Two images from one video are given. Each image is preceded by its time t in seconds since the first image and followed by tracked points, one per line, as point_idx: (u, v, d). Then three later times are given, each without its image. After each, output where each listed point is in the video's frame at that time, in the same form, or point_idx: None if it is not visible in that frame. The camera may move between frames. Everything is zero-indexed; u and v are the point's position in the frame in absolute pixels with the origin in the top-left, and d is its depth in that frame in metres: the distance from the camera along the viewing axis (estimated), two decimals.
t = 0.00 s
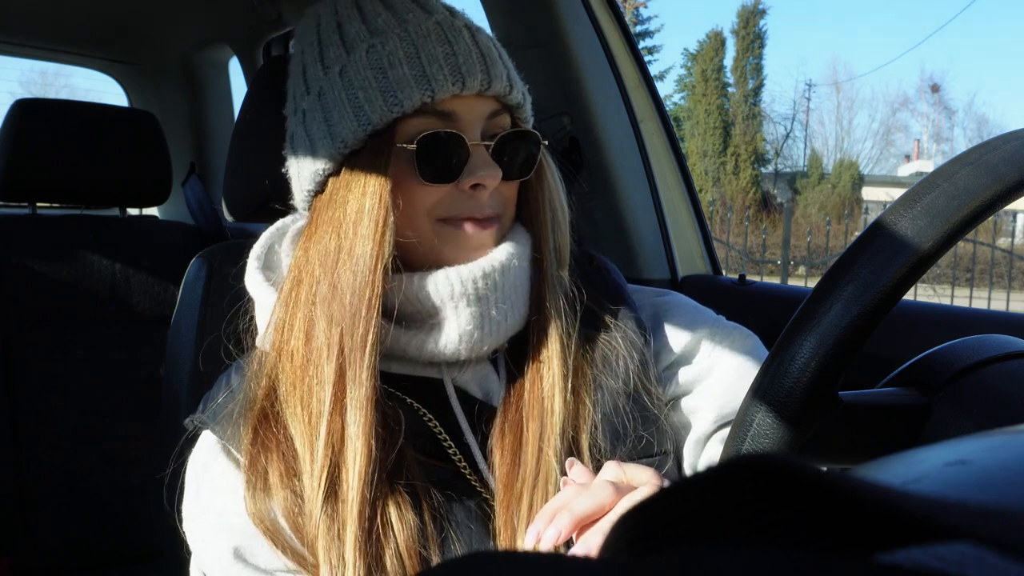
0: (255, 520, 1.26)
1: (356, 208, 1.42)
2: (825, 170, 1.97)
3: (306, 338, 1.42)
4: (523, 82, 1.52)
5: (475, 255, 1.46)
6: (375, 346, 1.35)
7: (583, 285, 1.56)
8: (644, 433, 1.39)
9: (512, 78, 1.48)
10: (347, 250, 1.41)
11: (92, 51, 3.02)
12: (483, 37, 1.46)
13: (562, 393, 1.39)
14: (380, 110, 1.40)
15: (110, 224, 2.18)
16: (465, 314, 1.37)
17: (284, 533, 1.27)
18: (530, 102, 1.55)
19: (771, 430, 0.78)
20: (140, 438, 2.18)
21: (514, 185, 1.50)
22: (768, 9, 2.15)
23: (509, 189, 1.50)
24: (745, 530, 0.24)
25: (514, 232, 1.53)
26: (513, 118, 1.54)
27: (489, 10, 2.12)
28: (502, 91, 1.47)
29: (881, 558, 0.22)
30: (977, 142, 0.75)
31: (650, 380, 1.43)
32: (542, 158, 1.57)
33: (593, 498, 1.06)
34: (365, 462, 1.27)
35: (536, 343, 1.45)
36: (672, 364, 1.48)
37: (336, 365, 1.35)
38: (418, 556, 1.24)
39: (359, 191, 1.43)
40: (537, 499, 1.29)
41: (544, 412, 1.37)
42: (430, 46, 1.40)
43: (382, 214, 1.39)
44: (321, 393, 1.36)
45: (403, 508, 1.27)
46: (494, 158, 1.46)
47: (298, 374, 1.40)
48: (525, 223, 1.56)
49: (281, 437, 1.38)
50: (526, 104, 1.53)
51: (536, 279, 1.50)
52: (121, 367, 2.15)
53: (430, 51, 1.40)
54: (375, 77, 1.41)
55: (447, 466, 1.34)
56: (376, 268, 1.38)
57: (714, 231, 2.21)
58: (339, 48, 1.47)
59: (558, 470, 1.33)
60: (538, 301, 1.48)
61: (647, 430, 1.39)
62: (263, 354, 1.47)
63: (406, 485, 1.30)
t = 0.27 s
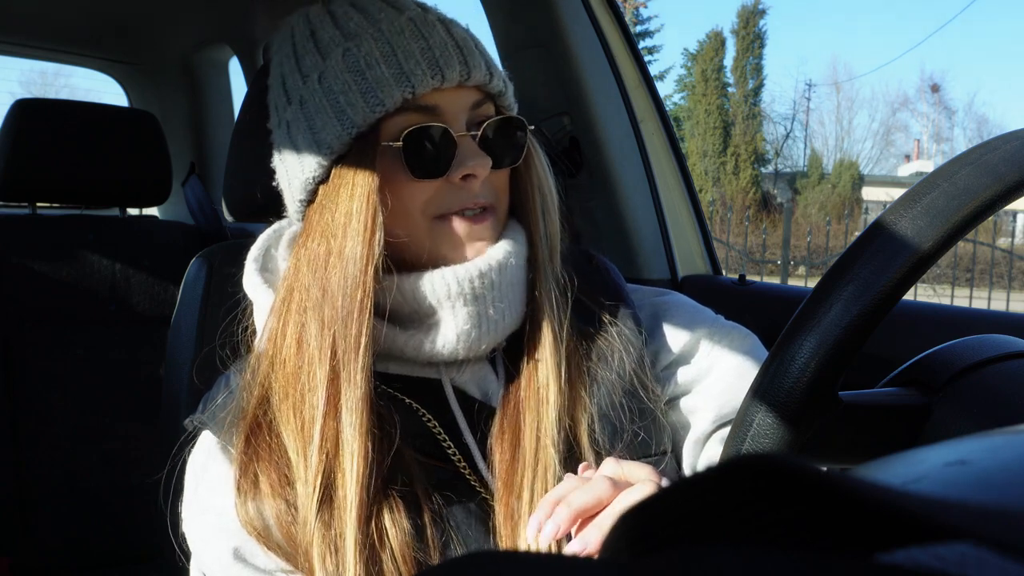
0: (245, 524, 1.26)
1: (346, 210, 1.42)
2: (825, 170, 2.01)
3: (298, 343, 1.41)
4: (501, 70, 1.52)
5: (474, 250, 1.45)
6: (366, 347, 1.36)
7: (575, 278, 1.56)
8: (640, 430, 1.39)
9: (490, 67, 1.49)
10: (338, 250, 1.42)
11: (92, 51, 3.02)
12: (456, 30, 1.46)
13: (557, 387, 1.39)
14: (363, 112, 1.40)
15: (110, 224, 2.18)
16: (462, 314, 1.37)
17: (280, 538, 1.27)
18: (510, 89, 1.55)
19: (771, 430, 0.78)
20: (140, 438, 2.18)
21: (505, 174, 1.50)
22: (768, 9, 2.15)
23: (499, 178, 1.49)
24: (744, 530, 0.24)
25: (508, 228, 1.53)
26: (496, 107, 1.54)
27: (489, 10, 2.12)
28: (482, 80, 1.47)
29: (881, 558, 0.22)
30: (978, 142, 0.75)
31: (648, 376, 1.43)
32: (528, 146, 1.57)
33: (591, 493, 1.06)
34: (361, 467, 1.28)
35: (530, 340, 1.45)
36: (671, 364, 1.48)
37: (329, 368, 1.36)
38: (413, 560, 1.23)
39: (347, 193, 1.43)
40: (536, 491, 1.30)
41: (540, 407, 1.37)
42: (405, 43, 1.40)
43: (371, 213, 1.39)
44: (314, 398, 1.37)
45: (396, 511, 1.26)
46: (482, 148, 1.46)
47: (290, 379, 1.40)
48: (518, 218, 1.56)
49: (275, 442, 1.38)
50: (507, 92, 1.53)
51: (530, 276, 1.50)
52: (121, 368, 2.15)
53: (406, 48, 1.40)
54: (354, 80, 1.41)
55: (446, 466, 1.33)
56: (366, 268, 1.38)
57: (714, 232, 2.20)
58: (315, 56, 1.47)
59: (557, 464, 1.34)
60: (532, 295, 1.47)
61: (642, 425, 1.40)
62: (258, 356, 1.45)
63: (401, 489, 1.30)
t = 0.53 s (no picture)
0: (243, 525, 1.27)
1: (339, 209, 1.42)
2: (825, 170, 2.04)
3: (294, 342, 1.41)
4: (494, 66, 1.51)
5: (473, 250, 1.45)
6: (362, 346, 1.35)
7: (573, 277, 1.56)
8: (639, 429, 1.39)
9: (483, 62, 1.48)
10: (332, 249, 1.42)
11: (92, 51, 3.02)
12: (448, 26, 1.46)
13: (556, 388, 1.39)
14: (355, 110, 1.40)
15: (110, 224, 2.17)
16: (460, 317, 1.37)
17: (279, 538, 1.27)
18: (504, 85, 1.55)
19: (771, 430, 0.78)
20: (140, 438, 2.18)
21: (502, 168, 1.51)
22: (768, 9, 2.15)
23: (495, 173, 1.50)
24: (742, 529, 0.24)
25: (506, 228, 1.53)
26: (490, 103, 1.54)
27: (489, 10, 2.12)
28: (475, 76, 1.46)
29: (881, 558, 0.22)
30: (978, 142, 0.75)
31: (647, 375, 1.42)
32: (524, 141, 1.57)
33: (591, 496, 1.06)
34: (359, 467, 1.28)
35: (528, 340, 1.45)
36: (670, 364, 1.47)
37: (325, 368, 1.36)
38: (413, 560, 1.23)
39: (341, 193, 1.42)
40: (535, 490, 1.29)
41: (539, 407, 1.37)
42: (396, 41, 1.40)
43: (364, 211, 1.40)
44: (310, 398, 1.36)
45: (396, 511, 1.27)
46: (477, 143, 1.45)
47: (286, 380, 1.40)
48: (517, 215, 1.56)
49: (272, 445, 1.37)
50: (500, 87, 1.52)
51: (528, 276, 1.49)
52: (122, 368, 2.15)
53: (397, 45, 1.40)
54: (347, 79, 1.41)
55: (445, 466, 1.33)
56: (360, 267, 1.38)
57: (714, 232, 2.19)
58: (309, 57, 1.47)
59: (555, 462, 1.34)
60: (529, 295, 1.47)
61: (640, 424, 1.39)
62: (255, 356, 1.44)
63: (401, 489, 1.30)
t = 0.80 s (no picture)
0: (244, 525, 1.27)
1: (338, 210, 1.42)
2: (825, 170, 2.03)
3: (294, 342, 1.41)
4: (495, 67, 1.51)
5: (472, 250, 1.45)
6: (362, 346, 1.35)
7: (573, 278, 1.56)
8: (639, 429, 1.39)
9: (483, 64, 1.48)
10: (331, 249, 1.42)
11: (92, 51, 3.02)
12: (449, 27, 1.46)
13: (557, 391, 1.39)
14: (355, 111, 1.39)
15: (110, 224, 2.17)
16: (460, 317, 1.37)
17: (279, 538, 1.27)
18: (504, 86, 1.55)
19: (771, 430, 0.78)
20: (140, 438, 2.18)
21: (502, 169, 1.51)
22: (768, 10, 2.15)
23: (495, 174, 1.50)
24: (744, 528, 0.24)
25: (505, 228, 1.53)
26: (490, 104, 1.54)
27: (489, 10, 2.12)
28: (475, 78, 1.46)
29: (881, 558, 0.22)
30: (978, 142, 0.75)
31: (646, 375, 1.42)
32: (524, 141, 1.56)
33: (590, 498, 1.06)
34: (359, 468, 1.28)
35: (528, 341, 1.46)
36: (670, 364, 1.47)
37: (324, 369, 1.36)
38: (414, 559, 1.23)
39: (340, 194, 1.42)
40: (535, 492, 1.30)
41: (540, 409, 1.37)
42: (397, 42, 1.40)
43: (364, 212, 1.40)
44: (310, 398, 1.36)
45: (396, 510, 1.27)
46: (477, 145, 1.46)
47: (285, 380, 1.40)
48: (517, 216, 1.56)
49: (270, 446, 1.37)
50: (500, 89, 1.52)
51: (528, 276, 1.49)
52: (122, 368, 2.15)
53: (397, 47, 1.40)
54: (346, 80, 1.41)
55: (446, 466, 1.33)
56: (359, 266, 1.38)
57: (714, 232, 2.20)
58: (309, 57, 1.47)
59: (556, 463, 1.34)
60: (529, 296, 1.47)
61: (641, 424, 1.39)
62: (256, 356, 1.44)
63: (401, 489, 1.30)
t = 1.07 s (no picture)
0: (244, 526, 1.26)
1: (343, 208, 1.42)
2: (825, 170, 2.04)
3: (296, 340, 1.42)
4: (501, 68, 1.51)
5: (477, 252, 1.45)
6: (364, 345, 1.35)
7: (577, 278, 1.56)
8: (643, 430, 1.39)
9: (489, 64, 1.48)
10: (334, 249, 1.42)
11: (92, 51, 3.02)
12: (455, 27, 1.46)
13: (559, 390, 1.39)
14: (361, 109, 1.39)
15: (110, 224, 2.18)
16: (462, 317, 1.37)
17: (278, 536, 1.27)
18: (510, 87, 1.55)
19: (771, 430, 0.78)
20: (140, 437, 2.18)
21: (506, 170, 1.50)
22: (768, 10, 2.15)
23: (499, 174, 1.50)
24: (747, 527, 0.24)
25: (507, 228, 1.53)
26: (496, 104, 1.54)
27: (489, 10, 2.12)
28: (481, 78, 1.46)
29: (881, 558, 0.22)
30: (978, 141, 0.75)
31: (651, 375, 1.43)
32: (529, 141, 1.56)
33: (605, 493, 1.04)
34: (362, 467, 1.28)
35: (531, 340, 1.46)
36: (676, 365, 1.47)
37: (328, 367, 1.36)
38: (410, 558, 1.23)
39: (346, 192, 1.42)
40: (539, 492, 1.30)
41: (542, 409, 1.37)
42: (404, 41, 1.40)
43: (367, 211, 1.39)
44: (312, 397, 1.37)
45: (395, 511, 1.26)
46: (482, 145, 1.45)
47: (287, 378, 1.40)
48: (520, 216, 1.56)
49: (270, 443, 1.37)
50: (506, 89, 1.52)
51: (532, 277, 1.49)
52: (122, 368, 2.15)
53: (404, 45, 1.40)
54: (352, 78, 1.41)
55: (448, 465, 1.33)
56: (363, 266, 1.38)
57: (714, 232, 2.20)
58: (315, 55, 1.47)
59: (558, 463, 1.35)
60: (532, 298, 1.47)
61: (645, 426, 1.40)
62: (258, 353, 1.45)
63: (400, 490, 1.30)
